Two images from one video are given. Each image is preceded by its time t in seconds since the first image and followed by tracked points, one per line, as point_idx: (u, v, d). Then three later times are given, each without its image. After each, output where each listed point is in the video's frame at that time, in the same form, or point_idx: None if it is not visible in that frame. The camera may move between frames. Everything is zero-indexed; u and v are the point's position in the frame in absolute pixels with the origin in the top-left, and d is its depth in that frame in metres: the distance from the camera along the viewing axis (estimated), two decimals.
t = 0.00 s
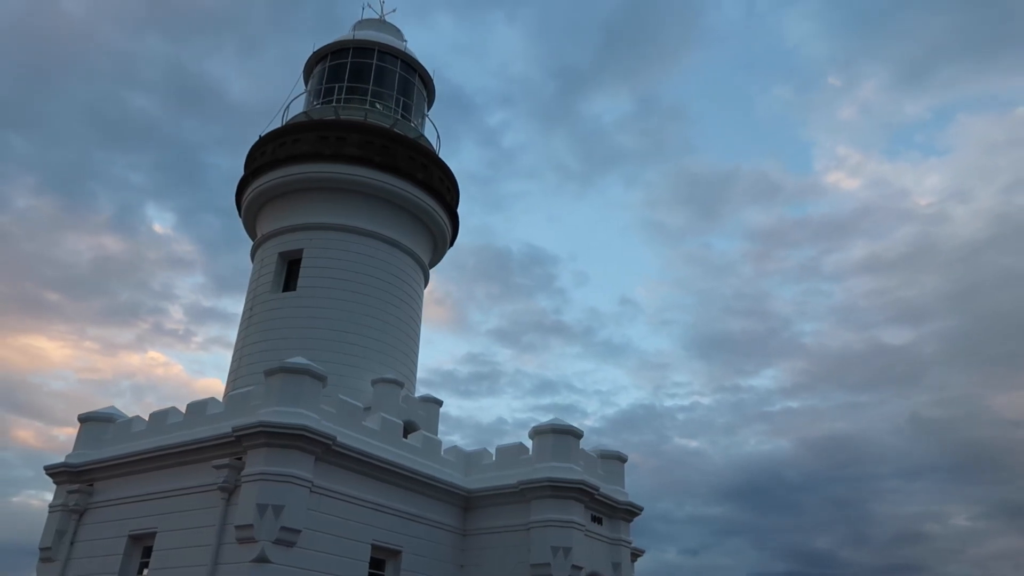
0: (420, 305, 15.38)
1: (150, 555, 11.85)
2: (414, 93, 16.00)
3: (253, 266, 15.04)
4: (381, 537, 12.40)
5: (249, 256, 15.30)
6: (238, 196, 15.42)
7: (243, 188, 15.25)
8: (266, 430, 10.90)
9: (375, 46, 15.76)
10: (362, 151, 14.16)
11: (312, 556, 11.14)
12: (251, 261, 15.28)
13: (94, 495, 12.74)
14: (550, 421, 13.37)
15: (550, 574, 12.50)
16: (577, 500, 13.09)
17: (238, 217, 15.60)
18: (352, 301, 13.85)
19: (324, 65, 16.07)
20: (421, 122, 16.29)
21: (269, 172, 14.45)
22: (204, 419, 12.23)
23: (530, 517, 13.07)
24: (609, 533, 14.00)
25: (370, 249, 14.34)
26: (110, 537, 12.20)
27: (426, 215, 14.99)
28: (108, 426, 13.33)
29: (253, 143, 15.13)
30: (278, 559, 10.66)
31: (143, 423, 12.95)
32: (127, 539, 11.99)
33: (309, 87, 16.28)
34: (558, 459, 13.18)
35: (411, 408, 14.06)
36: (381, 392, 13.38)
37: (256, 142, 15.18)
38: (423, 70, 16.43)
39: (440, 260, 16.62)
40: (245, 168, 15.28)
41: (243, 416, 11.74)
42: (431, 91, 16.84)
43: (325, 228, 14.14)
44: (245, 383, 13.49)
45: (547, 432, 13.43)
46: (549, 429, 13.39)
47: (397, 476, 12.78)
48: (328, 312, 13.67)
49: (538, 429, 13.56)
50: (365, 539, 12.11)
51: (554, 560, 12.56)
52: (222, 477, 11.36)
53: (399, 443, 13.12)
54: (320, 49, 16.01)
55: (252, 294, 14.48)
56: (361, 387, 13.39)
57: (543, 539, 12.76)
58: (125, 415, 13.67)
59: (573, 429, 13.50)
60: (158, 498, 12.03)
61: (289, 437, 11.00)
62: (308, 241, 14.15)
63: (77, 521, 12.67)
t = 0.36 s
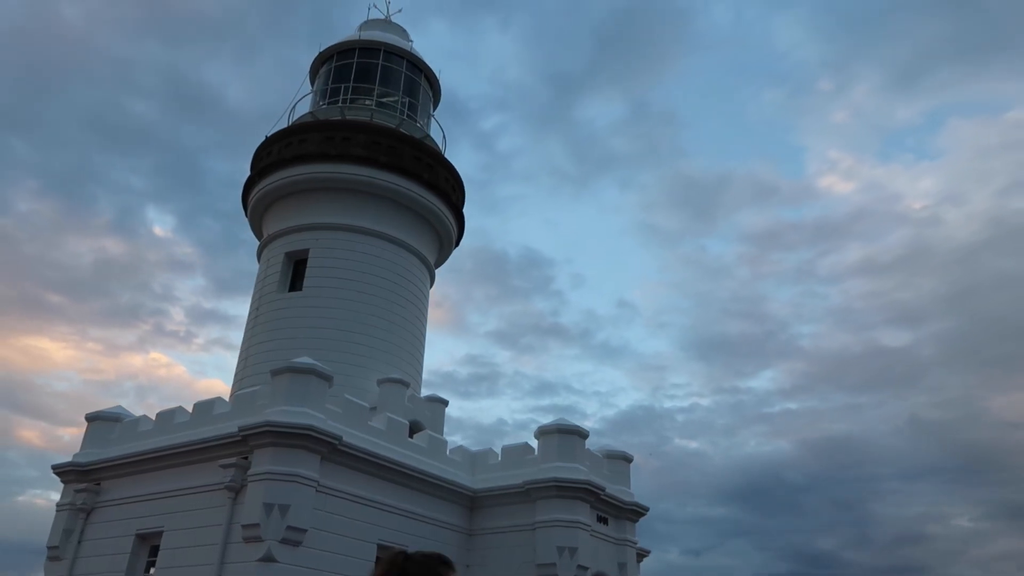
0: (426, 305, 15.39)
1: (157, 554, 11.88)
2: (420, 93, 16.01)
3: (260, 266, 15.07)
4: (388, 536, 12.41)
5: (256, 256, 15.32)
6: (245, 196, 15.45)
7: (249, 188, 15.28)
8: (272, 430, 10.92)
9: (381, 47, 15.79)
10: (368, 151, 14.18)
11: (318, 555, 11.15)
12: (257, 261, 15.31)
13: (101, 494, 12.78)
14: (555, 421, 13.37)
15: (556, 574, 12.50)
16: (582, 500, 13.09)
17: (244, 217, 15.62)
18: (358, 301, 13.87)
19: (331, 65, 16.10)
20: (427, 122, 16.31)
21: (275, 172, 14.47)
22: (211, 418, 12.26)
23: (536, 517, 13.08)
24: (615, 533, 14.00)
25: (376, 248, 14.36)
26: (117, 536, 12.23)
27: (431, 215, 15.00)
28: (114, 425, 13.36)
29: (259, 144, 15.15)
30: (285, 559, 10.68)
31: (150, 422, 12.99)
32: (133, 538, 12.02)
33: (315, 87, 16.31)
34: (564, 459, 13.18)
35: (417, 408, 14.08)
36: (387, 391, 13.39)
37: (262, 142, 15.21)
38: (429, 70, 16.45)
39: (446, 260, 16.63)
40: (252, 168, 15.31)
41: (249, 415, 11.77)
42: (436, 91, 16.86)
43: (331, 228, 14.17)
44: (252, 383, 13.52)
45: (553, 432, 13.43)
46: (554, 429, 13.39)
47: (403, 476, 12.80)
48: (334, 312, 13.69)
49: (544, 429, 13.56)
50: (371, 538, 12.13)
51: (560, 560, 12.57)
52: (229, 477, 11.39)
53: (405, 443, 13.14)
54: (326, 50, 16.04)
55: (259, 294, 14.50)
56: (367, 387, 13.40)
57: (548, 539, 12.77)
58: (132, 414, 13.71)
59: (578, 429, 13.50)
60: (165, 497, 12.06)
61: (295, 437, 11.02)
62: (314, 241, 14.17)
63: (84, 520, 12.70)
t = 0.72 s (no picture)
0: (431, 305, 15.40)
1: (163, 553, 11.91)
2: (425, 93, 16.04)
3: (265, 266, 15.10)
4: (393, 536, 12.43)
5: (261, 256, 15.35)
6: (251, 197, 15.48)
7: (255, 189, 15.31)
8: (278, 429, 10.93)
9: (386, 47, 15.81)
10: (374, 151, 14.20)
11: (323, 555, 11.17)
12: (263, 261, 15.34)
13: (108, 493, 12.82)
14: (561, 421, 13.37)
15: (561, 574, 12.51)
16: (588, 500, 13.09)
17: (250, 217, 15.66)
18: (364, 301, 13.89)
19: (336, 65, 16.13)
20: (432, 122, 16.32)
21: (281, 172, 14.51)
22: (217, 418, 12.29)
23: (541, 517, 13.08)
24: (620, 533, 13.99)
25: (381, 248, 14.38)
26: (123, 535, 12.26)
27: (437, 215, 15.02)
28: (121, 425, 13.41)
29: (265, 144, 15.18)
30: (291, 558, 10.70)
31: (156, 422, 13.02)
32: (140, 537, 12.05)
33: (321, 87, 16.34)
34: (569, 459, 13.18)
35: (422, 408, 14.09)
36: (392, 391, 13.41)
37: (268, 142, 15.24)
38: (434, 70, 16.47)
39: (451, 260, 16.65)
40: (258, 168, 15.34)
41: (255, 415, 11.79)
42: (442, 91, 16.88)
43: (337, 228, 14.19)
44: (257, 383, 13.55)
45: (558, 432, 13.44)
46: (560, 429, 13.39)
47: (408, 475, 12.81)
48: (340, 312, 13.71)
49: (549, 429, 13.56)
50: (376, 538, 12.14)
51: (565, 560, 12.56)
52: (234, 476, 11.41)
53: (411, 443, 13.15)
54: (332, 50, 16.07)
55: (265, 294, 14.54)
56: (373, 387, 13.41)
57: (554, 539, 12.77)
58: (139, 414, 13.75)
59: (584, 429, 13.49)
60: (171, 497, 12.09)
61: (300, 437, 11.03)
62: (319, 241, 14.20)
63: (91, 519, 12.74)
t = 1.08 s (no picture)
0: (437, 305, 15.40)
1: (169, 552, 11.94)
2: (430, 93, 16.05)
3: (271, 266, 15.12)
4: (399, 536, 12.44)
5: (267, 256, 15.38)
6: (257, 197, 15.50)
7: (261, 189, 15.34)
8: (284, 429, 10.95)
9: (392, 47, 15.83)
10: (379, 151, 14.21)
11: (329, 554, 11.18)
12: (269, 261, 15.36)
13: (115, 492, 12.84)
14: (566, 421, 13.35)
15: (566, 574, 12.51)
16: (593, 500, 13.08)
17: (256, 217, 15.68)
18: (369, 301, 13.90)
19: (342, 65, 16.14)
20: (437, 122, 16.34)
21: (287, 172, 14.53)
22: (223, 418, 12.31)
23: (547, 517, 13.07)
24: (625, 533, 13.99)
25: (387, 248, 14.39)
26: (130, 534, 12.29)
27: (442, 215, 15.02)
28: (128, 425, 13.44)
29: (271, 144, 15.21)
30: (297, 557, 10.71)
31: (163, 422, 13.05)
32: (146, 536, 12.07)
33: (326, 88, 16.36)
34: (574, 459, 13.17)
35: (428, 408, 14.10)
36: (398, 391, 13.41)
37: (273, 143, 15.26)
38: (439, 70, 16.49)
39: (457, 260, 16.65)
40: (264, 168, 15.36)
41: (261, 415, 11.81)
42: (447, 91, 16.89)
43: (342, 228, 14.21)
44: (263, 383, 13.57)
45: (564, 432, 13.36)
46: (565, 429, 13.38)
47: (413, 475, 12.82)
48: (346, 311, 13.72)
49: (555, 429, 13.56)
50: (381, 537, 12.15)
51: (571, 560, 12.56)
52: (241, 476, 11.43)
53: (416, 442, 13.16)
54: (337, 51, 16.09)
55: (271, 294, 14.56)
56: (378, 386, 13.42)
57: (559, 539, 12.76)
58: (145, 413, 13.78)
59: (589, 429, 13.48)
60: (177, 496, 12.11)
61: (306, 436, 11.05)
62: (325, 241, 14.21)
63: (98, 518, 12.77)
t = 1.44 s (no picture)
0: (442, 305, 15.42)
1: (176, 551, 11.97)
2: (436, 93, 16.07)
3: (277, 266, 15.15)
4: (405, 536, 12.45)
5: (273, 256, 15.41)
6: (263, 197, 15.54)
7: (267, 189, 15.37)
8: (289, 428, 10.97)
9: (398, 47, 15.85)
10: (385, 151, 14.23)
11: (335, 554, 11.20)
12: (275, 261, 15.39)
13: (122, 491, 12.88)
14: (571, 421, 13.37)
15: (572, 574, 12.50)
16: (599, 500, 13.08)
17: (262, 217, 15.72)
18: (375, 301, 13.92)
19: (348, 65, 16.17)
20: (443, 122, 16.35)
21: (293, 172, 14.56)
22: (229, 417, 12.34)
23: (552, 517, 13.08)
24: (631, 534, 13.98)
25: (392, 248, 14.40)
26: (137, 533, 12.33)
27: (447, 215, 15.03)
28: (135, 424, 13.49)
29: (277, 144, 15.24)
30: (302, 557, 10.73)
31: (169, 421, 13.08)
32: (153, 535, 12.11)
33: (332, 88, 16.39)
34: (580, 459, 13.18)
35: (433, 408, 14.11)
36: (403, 391, 13.43)
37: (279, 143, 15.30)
38: (445, 70, 16.51)
39: (462, 260, 16.66)
40: (269, 168, 15.39)
41: (267, 414, 11.83)
42: (452, 91, 16.91)
43: (348, 228, 14.23)
44: (269, 383, 13.59)
45: (569, 432, 13.42)
46: (571, 429, 13.38)
47: (419, 475, 12.83)
48: (351, 311, 13.75)
49: (560, 429, 13.56)
50: (387, 537, 12.16)
51: (576, 560, 12.56)
52: (247, 475, 11.46)
53: (422, 442, 13.17)
54: (343, 51, 16.12)
55: (276, 294, 14.59)
56: (384, 386, 13.43)
57: (564, 539, 12.76)
58: (152, 413, 13.82)
59: (595, 429, 13.48)
60: (184, 495, 12.15)
61: (312, 436, 11.06)
62: (331, 241, 14.24)
63: (105, 517, 12.81)
